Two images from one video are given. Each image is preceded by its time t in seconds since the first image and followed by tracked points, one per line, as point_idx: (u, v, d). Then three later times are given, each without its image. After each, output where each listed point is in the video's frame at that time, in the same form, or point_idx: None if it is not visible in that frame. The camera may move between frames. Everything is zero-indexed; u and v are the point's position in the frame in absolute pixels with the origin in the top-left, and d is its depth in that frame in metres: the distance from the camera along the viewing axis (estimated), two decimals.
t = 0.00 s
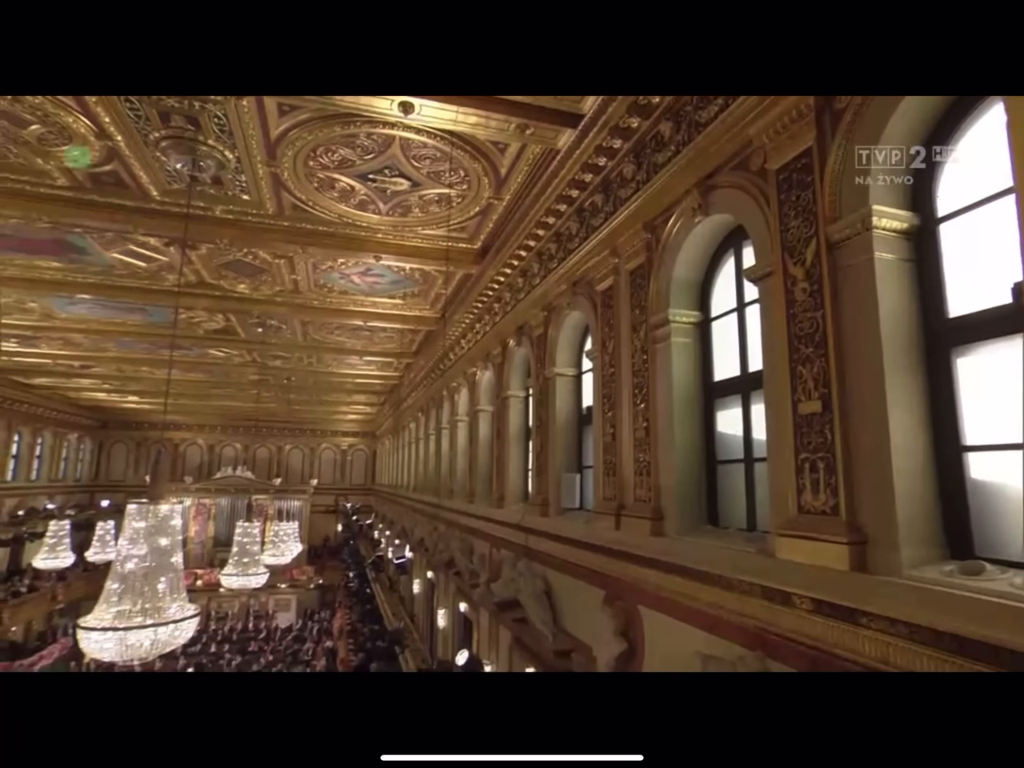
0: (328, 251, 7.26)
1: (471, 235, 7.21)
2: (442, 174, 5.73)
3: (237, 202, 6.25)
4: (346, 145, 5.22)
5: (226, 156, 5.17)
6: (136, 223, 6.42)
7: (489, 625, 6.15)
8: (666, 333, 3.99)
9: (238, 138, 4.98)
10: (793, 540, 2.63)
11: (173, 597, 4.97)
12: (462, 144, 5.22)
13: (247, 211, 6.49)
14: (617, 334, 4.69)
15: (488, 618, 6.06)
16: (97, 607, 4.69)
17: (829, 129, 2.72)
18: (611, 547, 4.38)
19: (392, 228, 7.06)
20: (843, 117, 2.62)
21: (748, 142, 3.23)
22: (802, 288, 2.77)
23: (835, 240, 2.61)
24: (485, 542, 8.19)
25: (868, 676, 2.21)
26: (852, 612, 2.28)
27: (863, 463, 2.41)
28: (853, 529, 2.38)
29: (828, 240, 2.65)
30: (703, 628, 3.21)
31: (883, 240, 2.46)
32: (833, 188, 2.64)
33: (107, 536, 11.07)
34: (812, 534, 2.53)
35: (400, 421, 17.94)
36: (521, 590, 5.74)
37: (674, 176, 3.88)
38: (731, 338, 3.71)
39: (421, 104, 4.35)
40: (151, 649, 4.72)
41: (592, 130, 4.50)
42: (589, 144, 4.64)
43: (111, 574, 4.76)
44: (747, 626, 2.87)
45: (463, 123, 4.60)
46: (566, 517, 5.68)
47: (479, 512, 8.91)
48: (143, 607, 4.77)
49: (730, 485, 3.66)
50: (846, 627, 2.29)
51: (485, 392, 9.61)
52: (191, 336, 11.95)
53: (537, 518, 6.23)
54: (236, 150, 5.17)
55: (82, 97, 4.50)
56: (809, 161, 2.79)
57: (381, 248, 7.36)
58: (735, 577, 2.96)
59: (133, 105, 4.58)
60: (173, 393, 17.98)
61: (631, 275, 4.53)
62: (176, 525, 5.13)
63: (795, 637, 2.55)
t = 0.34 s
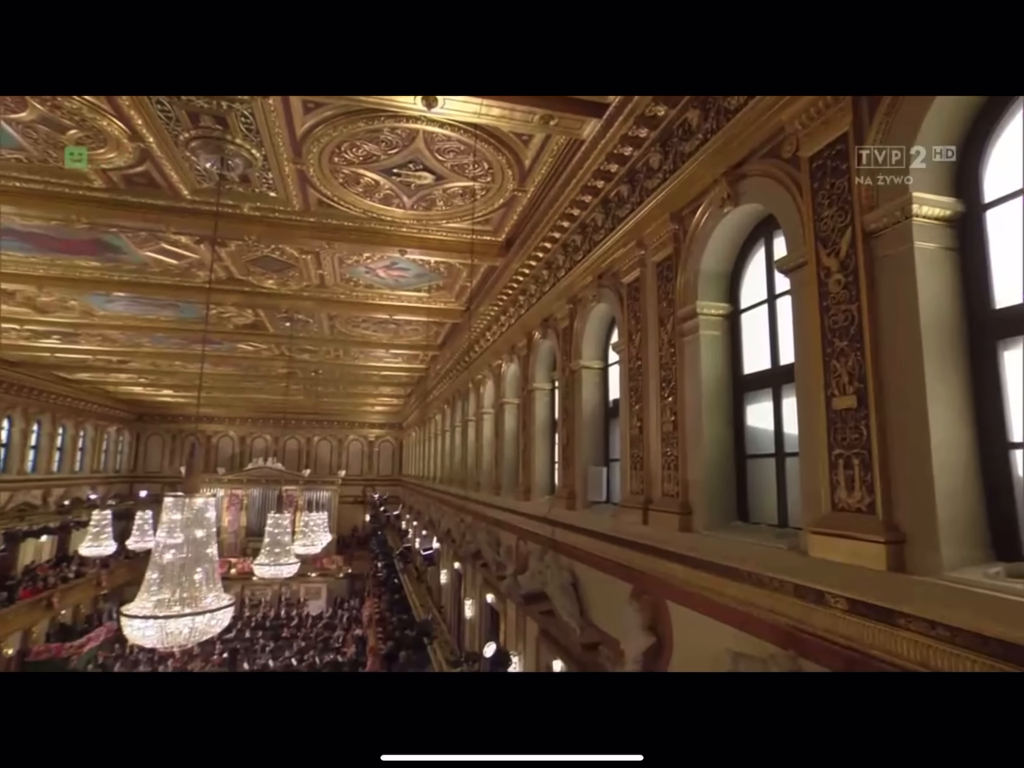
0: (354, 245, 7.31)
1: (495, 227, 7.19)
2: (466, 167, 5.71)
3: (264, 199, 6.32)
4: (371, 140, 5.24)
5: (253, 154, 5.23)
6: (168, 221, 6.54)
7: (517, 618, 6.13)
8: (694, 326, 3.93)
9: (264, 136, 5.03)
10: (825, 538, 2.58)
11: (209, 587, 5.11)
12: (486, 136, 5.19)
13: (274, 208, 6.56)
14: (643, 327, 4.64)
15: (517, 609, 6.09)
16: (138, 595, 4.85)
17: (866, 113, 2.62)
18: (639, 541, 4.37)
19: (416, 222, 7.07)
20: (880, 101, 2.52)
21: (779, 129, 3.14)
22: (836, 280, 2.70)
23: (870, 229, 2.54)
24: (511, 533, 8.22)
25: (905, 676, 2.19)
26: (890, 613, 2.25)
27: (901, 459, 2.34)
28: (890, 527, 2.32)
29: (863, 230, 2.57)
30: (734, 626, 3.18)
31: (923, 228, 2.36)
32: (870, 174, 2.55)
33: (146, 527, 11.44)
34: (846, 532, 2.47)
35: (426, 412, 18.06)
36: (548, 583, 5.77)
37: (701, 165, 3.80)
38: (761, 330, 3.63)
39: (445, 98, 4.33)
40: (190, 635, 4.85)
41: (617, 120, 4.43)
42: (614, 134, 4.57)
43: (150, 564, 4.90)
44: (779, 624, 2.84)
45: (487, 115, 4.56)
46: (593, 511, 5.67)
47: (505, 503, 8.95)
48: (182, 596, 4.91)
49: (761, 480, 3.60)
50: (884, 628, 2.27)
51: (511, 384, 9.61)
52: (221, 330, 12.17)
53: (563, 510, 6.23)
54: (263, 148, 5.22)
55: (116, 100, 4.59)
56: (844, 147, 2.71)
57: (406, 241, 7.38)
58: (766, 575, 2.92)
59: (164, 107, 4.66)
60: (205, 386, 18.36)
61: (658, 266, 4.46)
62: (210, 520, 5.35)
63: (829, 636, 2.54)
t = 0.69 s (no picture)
0: (376, 240, 7.35)
1: (517, 220, 7.16)
2: (486, 160, 5.68)
3: (288, 196, 6.37)
4: (391, 135, 5.23)
5: (276, 152, 5.27)
6: (194, 219, 6.64)
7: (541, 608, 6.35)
8: (719, 320, 3.87)
9: (286, 132, 5.04)
10: (855, 536, 2.54)
11: (239, 578, 5.20)
12: (507, 129, 5.16)
13: (297, 204, 6.61)
14: (667, 320, 4.58)
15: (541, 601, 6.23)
16: (172, 586, 4.97)
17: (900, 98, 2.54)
18: (662, 537, 4.36)
19: (438, 216, 7.07)
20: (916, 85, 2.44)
21: (808, 117, 3.07)
22: (868, 272, 2.63)
23: (903, 219, 2.47)
24: (535, 526, 8.23)
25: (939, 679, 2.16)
26: (922, 614, 2.21)
27: (936, 456, 2.29)
28: (923, 526, 2.27)
29: (895, 220, 2.51)
30: (760, 623, 3.17)
31: (959, 218, 2.30)
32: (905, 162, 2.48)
33: (177, 518, 11.74)
34: (877, 531, 2.42)
35: (448, 405, 18.17)
36: (571, 576, 5.79)
37: (727, 155, 3.73)
38: (788, 323, 3.57)
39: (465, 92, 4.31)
40: (221, 625, 4.94)
41: (639, 110, 4.36)
42: (637, 125, 4.50)
43: (182, 556, 5.02)
44: (807, 623, 2.82)
45: (507, 109, 4.53)
46: (616, 505, 5.65)
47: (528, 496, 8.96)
48: (214, 587, 5.00)
49: (788, 476, 3.54)
50: (916, 628, 2.23)
51: (533, 377, 9.59)
52: (247, 325, 12.35)
53: (587, 504, 6.21)
54: (286, 145, 5.26)
55: (144, 102, 4.66)
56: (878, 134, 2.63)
57: (428, 236, 7.39)
58: (794, 572, 2.89)
59: (189, 108, 4.72)
60: (232, 380, 18.70)
61: (682, 258, 4.40)
62: (240, 514, 5.42)
63: (859, 637, 2.51)
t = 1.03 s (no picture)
0: (400, 235, 7.37)
1: (540, 213, 7.11)
2: (509, 153, 5.64)
3: (313, 193, 6.42)
4: (414, 130, 5.23)
5: (300, 149, 5.30)
6: (223, 217, 6.75)
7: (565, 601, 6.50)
8: (746, 313, 3.81)
9: (309, 128, 5.06)
10: (890, 536, 2.49)
11: (269, 570, 5.30)
12: (529, 121, 5.11)
13: (322, 201, 6.67)
14: (693, 313, 4.52)
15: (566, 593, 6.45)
16: (206, 577, 5.10)
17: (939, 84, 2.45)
18: (687, 533, 4.33)
19: (460, 210, 7.06)
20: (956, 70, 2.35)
21: (840, 103, 2.98)
22: (904, 264, 2.55)
23: (942, 209, 2.39)
24: (560, 520, 8.24)
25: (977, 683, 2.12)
26: (961, 617, 2.17)
27: (976, 455, 2.22)
28: (962, 527, 2.20)
29: (934, 210, 2.42)
30: (789, 622, 3.13)
31: (1002, 208, 2.22)
32: (944, 150, 2.40)
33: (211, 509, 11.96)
34: (912, 530, 2.37)
35: (472, 397, 18.23)
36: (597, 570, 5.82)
37: (755, 145, 3.64)
38: (819, 316, 3.49)
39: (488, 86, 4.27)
40: (253, 616, 5.05)
41: (664, 99, 4.27)
42: (662, 114, 4.41)
43: (215, 549, 5.14)
44: (838, 623, 2.79)
45: (530, 101, 4.48)
46: (642, 499, 5.61)
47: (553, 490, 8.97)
48: (245, 579, 5.11)
49: (818, 472, 3.47)
50: (954, 631, 2.19)
51: (557, 370, 9.56)
52: (275, 320, 12.52)
53: (612, 499, 6.19)
54: (310, 143, 5.29)
55: (173, 104, 4.74)
56: (915, 120, 2.54)
57: (451, 230, 7.39)
58: (825, 571, 2.85)
59: (216, 108, 4.78)
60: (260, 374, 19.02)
61: (708, 250, 4.33)
62: (270, 507, 5.46)
63: (894, 638, 2.47)
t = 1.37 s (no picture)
0: (422, 231, 7.38)
1: (561, 208, 7.07)
2: (530, 148, 5.60)
3: (335, 191, 6.47)
4: (435, 127, 5.22)
5: (322, 148, 5.33)
6: (247, 216, 6.83)
7: (588, 596, 6.71)
8: (772, 308, 3.74)
9: (330, 126, 5.08)
10: (923, 538, 2.43)
11: (295, 565, 5.37)
12: (550, 116, 5.08)
13: (343, 199, 6.71)
14: (717, 308, 4.46)
15: (588, 589, 6.60)
16: (234, 571, 5.20)
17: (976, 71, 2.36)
18: (712, 531, 4.28)
19: (481, 206, 7.05)
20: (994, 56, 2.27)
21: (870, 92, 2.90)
22: (938, 258, 2.48)
23: (980, 201, 2.31)
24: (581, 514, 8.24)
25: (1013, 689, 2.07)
26: (996, 622, 2.12)
27: (1014, 455, 2.15)
28: (999, 530, 2.14)
29: (971, 202, 2.35)
30: (816, 622, 3.09)
31: None
32: (983, 140, 2.32)
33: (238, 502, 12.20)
34: (946, 532, 2.32)
35: (493, 392, 18.27)
36: (620, 567, 5.84)
37: (782, 137, 3.56)
38: (848, 311, 3.41)
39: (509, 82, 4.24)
40: (280, 610, 5.14)
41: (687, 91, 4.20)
42: (685, 107, 4.34)
43: (243, 543, 5.24)
44: (867, 624, 2.75)
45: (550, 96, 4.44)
46: (665, 496, 5.57)
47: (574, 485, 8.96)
48: (272, 573, 5.20)
49: (846, 470, 3.41)
50: (989, 636, 2.14)
51: (578, 366, 9.52)
52: (298, 317, 12.68)
53: (634, 495, 6.16)
54: (331, 141, 5.32)
55: (198, 106, 4.79)
56: (951, 109, 2.46)
57: (472, 225, 7.39)
58: (853, 573, 2.80)
59: (240, 109, 4.83)
60: (284, 370, 19.28)
61: (732, 245, 4.26)
62: (296, 502, 5.51)
63: (928, 642, 2.42)
